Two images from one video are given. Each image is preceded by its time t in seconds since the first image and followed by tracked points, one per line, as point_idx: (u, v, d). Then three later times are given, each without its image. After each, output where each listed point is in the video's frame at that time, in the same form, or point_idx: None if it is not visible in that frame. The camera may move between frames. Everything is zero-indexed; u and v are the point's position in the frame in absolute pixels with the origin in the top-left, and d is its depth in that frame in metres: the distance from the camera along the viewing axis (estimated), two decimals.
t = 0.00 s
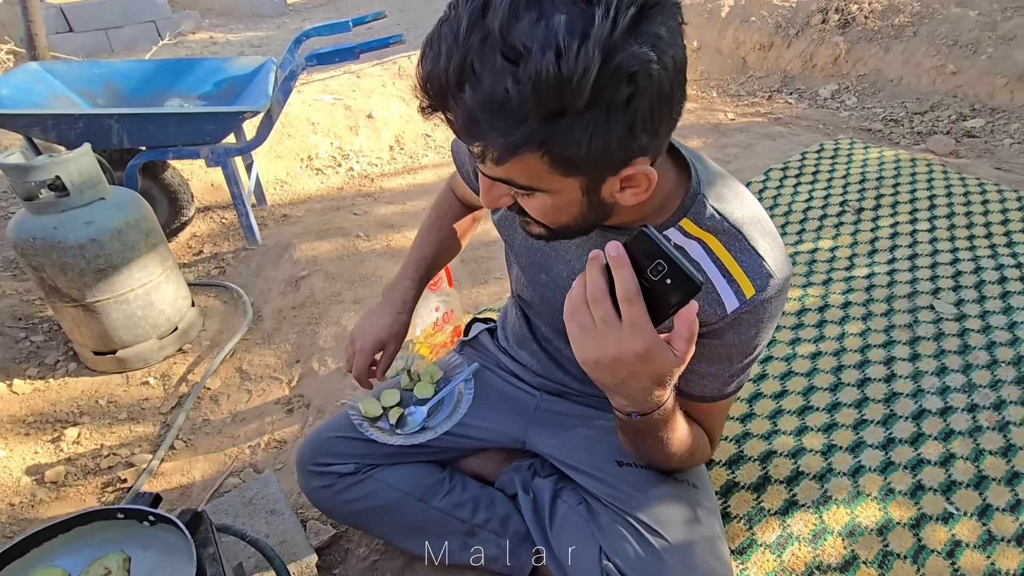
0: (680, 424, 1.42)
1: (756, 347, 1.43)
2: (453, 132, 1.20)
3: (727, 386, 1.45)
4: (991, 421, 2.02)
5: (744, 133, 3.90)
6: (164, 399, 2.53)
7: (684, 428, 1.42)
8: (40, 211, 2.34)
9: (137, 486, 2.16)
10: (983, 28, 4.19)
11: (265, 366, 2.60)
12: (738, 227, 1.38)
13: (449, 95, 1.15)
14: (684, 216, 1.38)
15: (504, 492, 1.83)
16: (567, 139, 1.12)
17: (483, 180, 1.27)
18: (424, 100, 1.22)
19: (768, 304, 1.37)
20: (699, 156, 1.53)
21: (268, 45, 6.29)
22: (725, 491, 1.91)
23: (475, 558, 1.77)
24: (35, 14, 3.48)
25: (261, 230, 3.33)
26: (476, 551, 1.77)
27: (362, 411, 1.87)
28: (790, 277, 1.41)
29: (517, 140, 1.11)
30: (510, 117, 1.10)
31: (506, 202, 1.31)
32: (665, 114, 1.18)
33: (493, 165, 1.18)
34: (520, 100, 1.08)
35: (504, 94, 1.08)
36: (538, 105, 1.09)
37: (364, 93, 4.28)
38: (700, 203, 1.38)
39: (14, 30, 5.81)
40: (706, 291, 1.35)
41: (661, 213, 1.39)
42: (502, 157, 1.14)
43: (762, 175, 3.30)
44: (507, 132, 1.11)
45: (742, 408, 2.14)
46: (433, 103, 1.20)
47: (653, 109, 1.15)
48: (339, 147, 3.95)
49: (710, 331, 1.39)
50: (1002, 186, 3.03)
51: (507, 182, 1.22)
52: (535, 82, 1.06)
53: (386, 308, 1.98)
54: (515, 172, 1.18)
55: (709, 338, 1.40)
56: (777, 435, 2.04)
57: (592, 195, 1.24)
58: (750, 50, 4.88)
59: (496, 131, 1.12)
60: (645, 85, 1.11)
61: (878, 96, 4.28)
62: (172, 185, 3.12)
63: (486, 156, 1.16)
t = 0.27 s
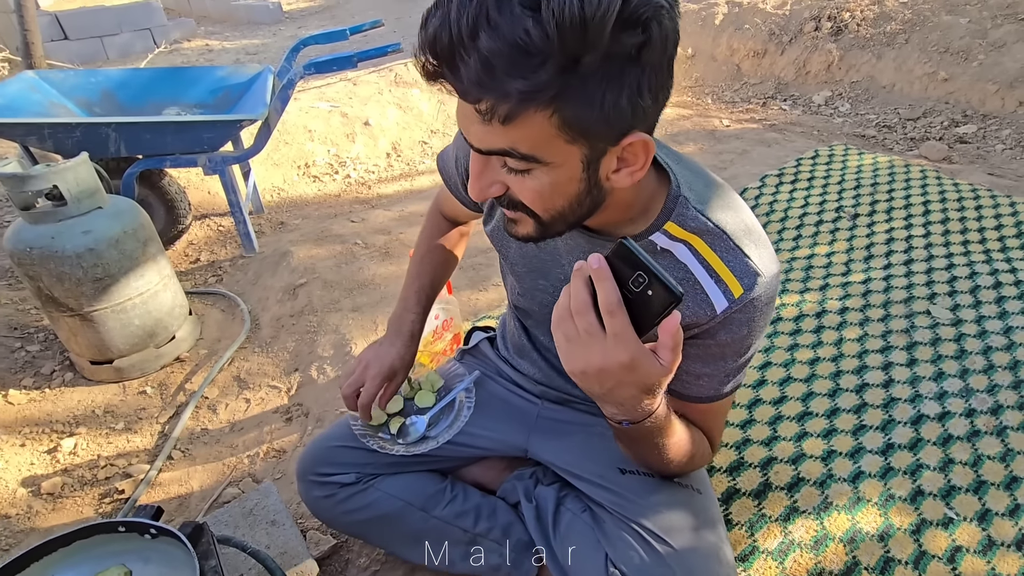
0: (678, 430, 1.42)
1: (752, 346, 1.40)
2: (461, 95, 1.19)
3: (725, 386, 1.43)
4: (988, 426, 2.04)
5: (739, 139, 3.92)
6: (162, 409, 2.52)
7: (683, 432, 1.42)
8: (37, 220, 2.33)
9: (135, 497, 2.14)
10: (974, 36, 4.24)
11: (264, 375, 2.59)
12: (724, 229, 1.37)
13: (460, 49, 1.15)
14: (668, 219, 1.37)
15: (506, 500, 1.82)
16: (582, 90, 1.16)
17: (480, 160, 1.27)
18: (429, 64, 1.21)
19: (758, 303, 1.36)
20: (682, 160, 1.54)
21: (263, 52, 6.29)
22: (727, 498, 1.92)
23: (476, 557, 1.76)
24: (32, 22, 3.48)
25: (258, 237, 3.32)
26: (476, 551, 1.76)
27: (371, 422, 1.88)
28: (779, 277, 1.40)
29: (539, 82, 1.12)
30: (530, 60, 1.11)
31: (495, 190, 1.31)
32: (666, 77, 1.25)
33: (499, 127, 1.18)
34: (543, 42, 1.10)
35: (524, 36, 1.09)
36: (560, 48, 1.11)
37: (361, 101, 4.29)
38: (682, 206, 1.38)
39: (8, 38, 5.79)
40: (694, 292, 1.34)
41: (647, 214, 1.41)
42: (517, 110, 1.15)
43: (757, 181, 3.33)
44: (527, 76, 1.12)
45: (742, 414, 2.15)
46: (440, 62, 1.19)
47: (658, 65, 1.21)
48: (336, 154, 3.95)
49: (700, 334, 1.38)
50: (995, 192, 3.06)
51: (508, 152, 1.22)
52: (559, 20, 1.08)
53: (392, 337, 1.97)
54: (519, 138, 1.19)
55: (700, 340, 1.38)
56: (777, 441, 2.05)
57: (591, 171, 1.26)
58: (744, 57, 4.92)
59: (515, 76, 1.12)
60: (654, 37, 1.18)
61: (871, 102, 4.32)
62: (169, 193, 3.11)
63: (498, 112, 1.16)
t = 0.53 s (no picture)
0: (670, 441, 1.39)
1: (731, 342, 1.37)
2: (416, 69, 1.12)
3: (706, 387, 1.40)
4: (986, 428, 2.04)
5: (736, 143, 3.93)
6: (157, 415, 2.50)
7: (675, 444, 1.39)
8: (33, 225, 2.33)
9: (131, 503, 2.12)
10: (967, 40, 4.27)
11: (261, 380, 2.58)
12: (693, 219, 1.34)
13: (414, 18, 1.07)
14: (635, 213, 1.33)
15: (504, 507, 1.81)
16: (541, 60, 1.10)
17: (439, 144, 1.21)
18: (383, 40, 1.14)
19: (733, 295, 1.33)
20: (650, 152, 1.50)
21: (261, 57, 6.30)
22: (726, 501, 1.91)
23: (475, 558, 1.73)
24: (29, 27, 3.47)
25: (255, 241, 3.31)
26: (475, 551, 1.73)
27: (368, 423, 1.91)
28: (757, 266, 1.37)
29: (498, 49, 1.06)
30: (487, 27, 1.05)
31: (455, 180, 1.26)
32: (626, 54, 1.21)
33: (455, 101, 1.12)
34: (501, 7, 1.04)
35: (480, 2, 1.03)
36: (518, 14, 1.05)
37: (358, 105, 4.30)
38: (650, 198, 1.34)
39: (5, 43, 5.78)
40: (668, 288, 1.32)
41: (615, 208, 1.35)
42: (474, 81, 1.09)
43: (754, 184, 3.33)
44: (484, 43, 1.05)
45: (740, 417, 2.15)
46: (393, 34, 1.11)
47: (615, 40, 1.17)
48: (333, 158, 3.95)
49: (677, 331, 1.36)
50: (990, 195, 3.07)
51: (465, 133, 1.16)
52: None
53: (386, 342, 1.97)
54: (476, 116, 1.13)
55: (678, 338, 1.37)
56: (776, 445, 2.05)
57: (553, 155, 1.20)
58: (740, 61, 4.94)
59: (472, 43, 1.05)
60: (612, 8, 1.14)
61: (866, 106, 4.34)
62: (166, 198, 3.10)
63: (456, 84, 1.10)
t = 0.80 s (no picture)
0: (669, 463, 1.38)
1: (720, 351, 1.32)
2: (383, 70, 1.07)
3: (695, 401, 1.36)
4: (984, 431, 2.05)
5: (734, 147, 3.95)
6: (156, 419, 2.49)
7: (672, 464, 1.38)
8: (31, 229, 2.32)
9: (129, 508, 2.12)
10: (963, 45, 4.29)
11: (260, 384, 2.58)
12: (676, 224, 1.30)
13: (380, 15, 1.03)
14: (617, 218, 1.31)
15: (503, 512, 1.81)
16: (513, 61, 1.07)
17: (410, 150, 1.17)
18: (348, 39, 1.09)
19: (719, 299, 1.28)
20: (636, 155, 1.47)
21: (260, 60, 6.30)
22: (725, 504, 1.92)
23: (475, 558, 1.72)
24: (28, 31, 3.47)
25: (254, 245, 3.31)
26: (475, 552, 1.72)
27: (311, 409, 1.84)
28: (745, 270, 1.33)
29: (466, 45, 1.02)
30: (454, 23, 1.01)
31: (427, 187, 1.21)
32: (601, 56, 1.18)
33: (424, 103, 1.08)
34: (468, 3, 0.99)
35: None
36: (486, 11, 1.01)
37: (356, 109, 4.31)
38: (631, 203, 1.31)
39: (5, 47, 5.78)
40: (652, 296, 1.29)
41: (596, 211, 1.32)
42: (444, 82, 1.05)
43: (752, 188, 3.34)
44: (452, 40, 1.01)
45: (739, 421, 2.16)
46: (359, 34, 1.07)
47: (588, 42, 1.14)
48: (332, 162, 3.95)
49: (662, 339, 1.32)
50: (986, 199, 3.08)
51: (437, 138, 1.12)
52: None
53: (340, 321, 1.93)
54: (448, 120, 1.09)
55: (664, 347, 1.33)
56: (775, 448, 2.06)
57: (529, 161, 1.16)
58: (737, 66, 4.96)
59: (440, 40, 1.01)
60: (586, 8, 1.12)
61: (863, 110, 4.36)
62: (165, 201, 3.10)
63: (426, 84, 1.05)
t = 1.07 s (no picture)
0: (663, 475, 1.40)
1: (722, 380, 1.32)
2: (393, 73, 1.08)
3: (698, 424, 1.37)
4: (984, 434, 2.06)
5: (733, 150, 3.97)
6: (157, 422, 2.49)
7: (667, 477, 1.40)
8: (34, 232, 2.32)
9: (132, 512, 2.11)
10: (960, 49, 4.33)
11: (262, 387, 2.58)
12: (679, 249, 1.29)
13: (392, 18, 1.03)
14: (622, 240, 1.29)
15: (507, 516, 1.81)
16: (526, 70, 1.07)
17: (416, 157, 1.18)
18: (358, 42, 1.10)
19: (723, 329, 1.29)
20: (642, 171, 1.46)
21: (259, 63, 6.31)
22: (727, 507, 1.93)
23: (476, 559, 1.73)
24: (29, 34, 3.47)
25: (255, 248, 3.31)
26: (476, 552, 1.73)
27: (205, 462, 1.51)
28: (750, 299, 1.34)
29: (480, 53, 1.02)
30: (468, 29, 1.00)
31: (432, 195, 1.22)
32: (615, 68, 1.18)
33: (435, 110, 1.09)
34: (484, 10, 0.99)
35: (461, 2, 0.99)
36: (502, 18, 1.00)
37: (356, 112, 4.31)
38: (636, 225, 1.30)
39: (4, 50, 5.78)
40: (654, 321, 1.29)
41: (603, 230, 1.30)
42: (455, 88, 1.05)
43: (751, 192, 3.36)
44: (464, 47, 1.01)
45: (741, 424, 2.17)
46: (370, 37, 1.07)
47: (603, 53, 1.14)
48: (332, 165, 3.95)
49: (664, 365, 1.33)
50: (984, 203, 3.10)
51: (446, 146, 1.12)
52: None
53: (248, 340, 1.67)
54: (458, 128, 1.10)
55: (666, 373, 1.33)
56: (776, 451, 2.07)
57: (539, 172, 1.18)
58: (736, 70, 4.98)
59: (453, 46, 1.01)
60: (603, 20, 1.11)
61: (861, 114, 4.39)
62: (166, 204, 3.11)
63: (437, 89, 1.06)
